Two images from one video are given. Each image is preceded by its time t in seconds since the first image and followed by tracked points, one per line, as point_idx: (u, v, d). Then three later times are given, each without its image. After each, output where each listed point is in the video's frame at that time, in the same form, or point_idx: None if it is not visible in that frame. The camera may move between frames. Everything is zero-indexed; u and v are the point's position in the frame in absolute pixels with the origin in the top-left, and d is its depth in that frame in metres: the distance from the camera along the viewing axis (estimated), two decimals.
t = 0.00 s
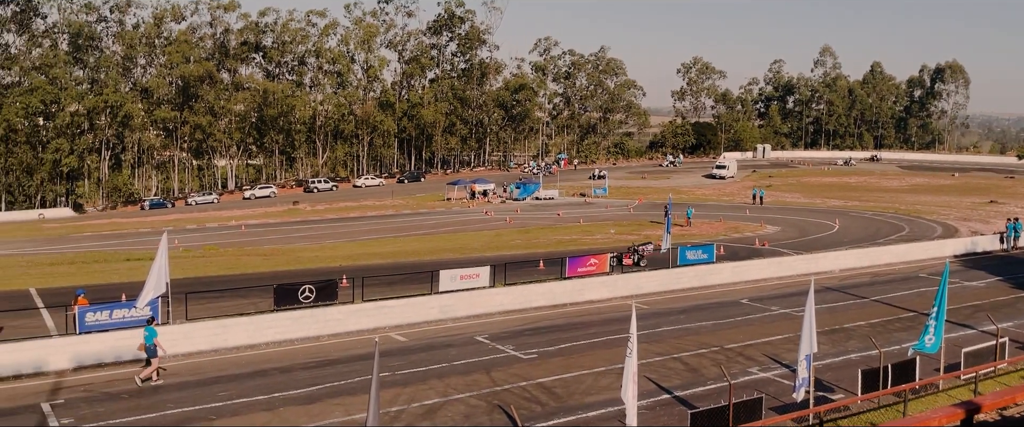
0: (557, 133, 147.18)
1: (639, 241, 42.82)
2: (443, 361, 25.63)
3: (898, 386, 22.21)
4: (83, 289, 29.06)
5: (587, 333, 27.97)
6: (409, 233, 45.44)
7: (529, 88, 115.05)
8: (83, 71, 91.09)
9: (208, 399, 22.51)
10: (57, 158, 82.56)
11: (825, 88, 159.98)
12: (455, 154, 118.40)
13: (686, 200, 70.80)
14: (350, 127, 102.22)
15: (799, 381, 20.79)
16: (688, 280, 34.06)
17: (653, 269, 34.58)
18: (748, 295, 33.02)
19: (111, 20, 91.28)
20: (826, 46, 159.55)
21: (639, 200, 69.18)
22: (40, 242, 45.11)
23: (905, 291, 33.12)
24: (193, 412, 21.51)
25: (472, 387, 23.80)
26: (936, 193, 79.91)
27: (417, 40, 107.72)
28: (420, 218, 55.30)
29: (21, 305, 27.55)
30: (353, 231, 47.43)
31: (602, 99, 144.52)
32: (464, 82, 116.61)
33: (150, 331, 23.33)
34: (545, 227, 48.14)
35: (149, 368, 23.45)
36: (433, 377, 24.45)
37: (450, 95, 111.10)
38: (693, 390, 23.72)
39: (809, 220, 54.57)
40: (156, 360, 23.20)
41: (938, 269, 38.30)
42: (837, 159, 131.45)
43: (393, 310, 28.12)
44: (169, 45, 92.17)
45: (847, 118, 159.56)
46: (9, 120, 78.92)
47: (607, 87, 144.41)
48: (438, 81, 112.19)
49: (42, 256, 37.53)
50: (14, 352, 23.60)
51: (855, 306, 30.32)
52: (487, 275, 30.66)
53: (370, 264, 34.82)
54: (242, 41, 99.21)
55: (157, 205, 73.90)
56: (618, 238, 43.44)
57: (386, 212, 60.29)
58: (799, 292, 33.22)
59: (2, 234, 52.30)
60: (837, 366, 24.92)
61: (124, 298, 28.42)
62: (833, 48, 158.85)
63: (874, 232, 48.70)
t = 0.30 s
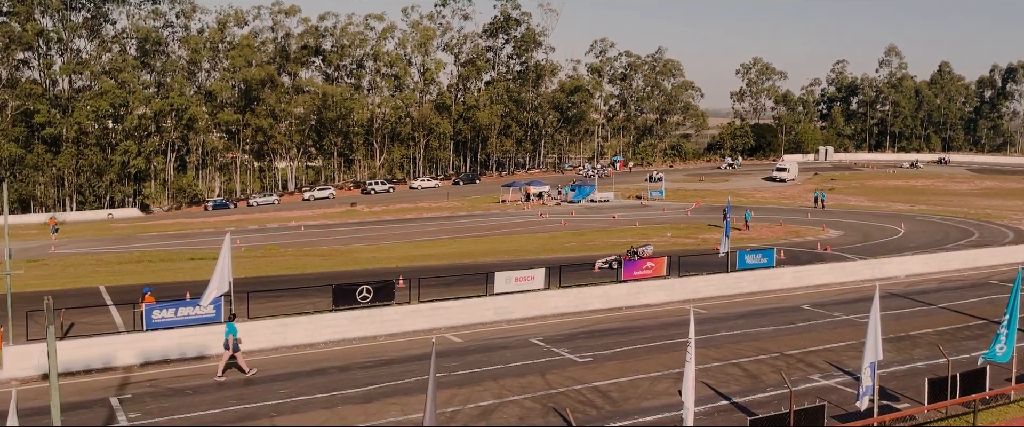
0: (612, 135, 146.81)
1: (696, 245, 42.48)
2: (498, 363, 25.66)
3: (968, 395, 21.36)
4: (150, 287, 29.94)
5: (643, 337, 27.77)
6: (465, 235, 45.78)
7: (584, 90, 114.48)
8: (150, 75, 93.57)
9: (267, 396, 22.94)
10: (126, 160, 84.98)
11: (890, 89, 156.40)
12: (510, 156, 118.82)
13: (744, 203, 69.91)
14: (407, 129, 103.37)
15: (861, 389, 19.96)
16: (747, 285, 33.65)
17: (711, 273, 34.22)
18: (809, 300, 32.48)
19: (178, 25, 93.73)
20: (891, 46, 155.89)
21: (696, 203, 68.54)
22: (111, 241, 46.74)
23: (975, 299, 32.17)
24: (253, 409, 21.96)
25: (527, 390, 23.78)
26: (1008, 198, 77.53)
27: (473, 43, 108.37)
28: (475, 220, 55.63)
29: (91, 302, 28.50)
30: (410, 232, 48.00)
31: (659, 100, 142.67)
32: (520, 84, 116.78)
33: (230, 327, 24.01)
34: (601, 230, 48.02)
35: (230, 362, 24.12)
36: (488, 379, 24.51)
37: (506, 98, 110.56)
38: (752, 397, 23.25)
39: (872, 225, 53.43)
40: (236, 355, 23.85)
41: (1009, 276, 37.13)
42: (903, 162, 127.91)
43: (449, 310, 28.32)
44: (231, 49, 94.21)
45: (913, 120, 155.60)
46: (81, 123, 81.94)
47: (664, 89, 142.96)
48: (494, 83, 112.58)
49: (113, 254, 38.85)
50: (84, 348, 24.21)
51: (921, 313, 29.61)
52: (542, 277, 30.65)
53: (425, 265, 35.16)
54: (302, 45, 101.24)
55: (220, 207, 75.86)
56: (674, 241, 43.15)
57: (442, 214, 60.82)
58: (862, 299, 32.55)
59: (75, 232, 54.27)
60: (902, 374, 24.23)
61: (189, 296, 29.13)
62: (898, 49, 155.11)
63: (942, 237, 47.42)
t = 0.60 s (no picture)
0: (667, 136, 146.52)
1: (752, 247, 42.04)
2: (550, 364, 25.72)
3: None
4: (211, 284, 30.76)
5: (697, 339, 27.56)
6: (518, 236, 46.07)
7: (638, 91, 113.42)
8: (213, 79, 95.18)
9: (324, 392, 23.37)
10: (189, 160, 87.19)
11: (954, 89, 153.09)
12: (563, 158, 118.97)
13: (802, 204, 68.99)
14: (460, 131, 104.76)
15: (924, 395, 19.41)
16: (804, 289, 33.17)
17: (767, 276, 33.82)
18: (869, 305, 31.86)
19: (240, 29, 95.98)
20: (956, 44, 152.15)
21: (752, 204, 67.82)
22: (175, 239, 48.20)
23: None
24: (311, 404, 22.41)
25: (580, 390, 23.78)
26: None
27: (527, 44, 108.72)
28: (528, 220, 55.96)
29: (156, 297, 29.40)
30: (463, 232, 48.44)
31: (714, 101, 141.60)
32: (572, 85, 116.17)
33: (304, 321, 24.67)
34: (654, 231, 47.85)
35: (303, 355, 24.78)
36: (540, 379, 24.59)
37: (559, 98, 111.96)
38: (809, 401, 22.85)
39: (937, 227, 52.15)
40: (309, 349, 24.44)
41: None
42: (967, 163, 124.21)
43: (502, 311, 28.49)
44: (290, 52, 96.57)
45: (979, 120, 151.48)
46: (146, 124, 84.05)
47: (720, 89, 141.62)
48: (547, 84, 113.06)
49: (177, 252, 40.07)
50: (149, 342, 24.90)
51: (987, 319, 28.82)
52: (595, 278, 30.63)
53: (479, 265, 35.48)
54: (359, 48, 102.96)
55: (279, 206, 77.82)
56: (729, 243, 42.78)
57: (496, 214, 61.17)
58: (924, 304, 31.80)
59: (141, 231, 55.96)
60: (967, 381, 23.57)
61: (249, 294, 29.78)
62: (964, 47, 151.21)
63: (1011, 241, 46.00)
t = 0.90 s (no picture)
0: (717, 136, 145.33)
1: (803, 249, 41.38)
2: (597, 365, 25.60)
3: None
4: (263, 282, 31.38)
5: (747, 342, 27.17)
6: (564, 236, 46.07)
7: (687, 90, 111.62)
8: (265, 80, 96.90)
9: (372, 390, 23.63)
10: (241, 160, 88.95)
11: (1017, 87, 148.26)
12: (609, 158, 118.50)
13: (856, 205, 67.73)
14: (507, 131, 105.22)
15: (984, 403, 18.77)
16: (858, 292, 32.51)
17: (819, 279, 33.22)
18: (926, 309, 31.05)
19: (291, 31, 97.52)
20: (1019, 41, 147.44)
21: (804, 205, 66.80)
22: (227, 238, 49.27)
23: None
24: (360, 402, 22.68)
25: (627, 392, 23.60)
26: None
27: (574, 44, 108.37)
28: (575, 221, 55.94)
29: (210, 295, 30.08)
30: (510, 232, 48.56)
31: (765, 100, 139.96)
32: (620, 85, 115.30)
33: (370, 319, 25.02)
34: (702, 232, 47.39)
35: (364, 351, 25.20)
36: (587, 380, 24.48)
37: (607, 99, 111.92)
38: (863, 407, 22.30)
39: (999, 230, 50.61)
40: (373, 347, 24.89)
41: None
42: None
43: (548, 311, 28.45)
44: (339, 53, 97.74)
45: None
46: (200, 125, 85.84)
47: (771, 89, 139.80)
48: (594, 84, 112.61)
49: (230, 250, 40.95)
50: (204, 339, 25.40)
51: None
52: (642, 279, 30.39)
53: (526, 265, 35.57)
54: (407, 49, 103.89)
55: (327, 206, 79.08)
56: (780, 245, 42.17)
57: (543, 215, 61.23)
58: (984, 309, 30.86)
59: (196, 229, 57.35)
60: None
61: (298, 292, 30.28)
62: None
63: None
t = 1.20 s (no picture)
0: (767, 135, 143.57)
1: (856, 251, 40.71)
2: (644, 366, 25.43)
3: None
4: (313, 280, 31.89)
5: (798, 345, 26.77)
6: (611, 237, 45.95)
7: (737, 90, 109.03)
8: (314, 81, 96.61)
9: (420, 388, 23.81)
10: (292, 161, 90.49)
11: None
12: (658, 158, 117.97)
13: (912, 206, 66.31)
14: (553, 131, 105.55)
15: None
16: (914, 295, 31.87)
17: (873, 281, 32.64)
18: (985, 313, 30.26)
19: (341, 33, 98.49)
20: None
21: (857, 206, 65.69)
22: (279, 237, 50.16)
23: None
24: (407, 400, 22.87)
25: (675, 395, 23.35)
26: None
27: (621, 43, 107.77)
28: (623, 221, 55.78)
29: (262, 293, 30.66)
30: (557, 232, 48.57)
31: (817, 100, 137.80)
32: (668, 84, 114.61)
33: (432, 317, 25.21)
34: (752, 233, 46.89)
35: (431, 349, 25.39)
36: (634, 382, 24.31)
37: (654, 98, 111.39)
38: (919, 412, 21.68)
39: None
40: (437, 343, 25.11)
41: None
42: None
43: (595, 312, 28.40)
44: (388, 55, 98.56)
45: None
46: (252, 126, 87.55)
47: (824, 87, 137.51)
48: (643, 84, 112.41)
49: (282, 249, 41.67)
50: (255, 335, 25.84)
51: None
52: (691, 280, 30.12)
53: (573, 266, 35.60)
54: (455, 50, 104.56)
55: (376, 206, 79.96)
56: (832, 247, 41.56)
57: (591, 215, 61.09)
58: None
59: (249, 228, 58.54)
60: None
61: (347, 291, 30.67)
62: None
63: None
